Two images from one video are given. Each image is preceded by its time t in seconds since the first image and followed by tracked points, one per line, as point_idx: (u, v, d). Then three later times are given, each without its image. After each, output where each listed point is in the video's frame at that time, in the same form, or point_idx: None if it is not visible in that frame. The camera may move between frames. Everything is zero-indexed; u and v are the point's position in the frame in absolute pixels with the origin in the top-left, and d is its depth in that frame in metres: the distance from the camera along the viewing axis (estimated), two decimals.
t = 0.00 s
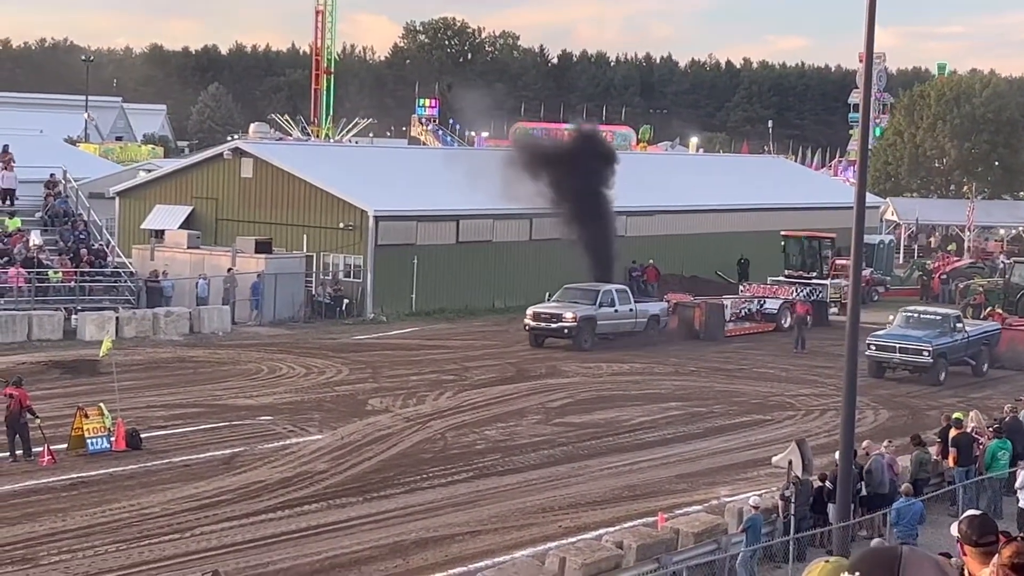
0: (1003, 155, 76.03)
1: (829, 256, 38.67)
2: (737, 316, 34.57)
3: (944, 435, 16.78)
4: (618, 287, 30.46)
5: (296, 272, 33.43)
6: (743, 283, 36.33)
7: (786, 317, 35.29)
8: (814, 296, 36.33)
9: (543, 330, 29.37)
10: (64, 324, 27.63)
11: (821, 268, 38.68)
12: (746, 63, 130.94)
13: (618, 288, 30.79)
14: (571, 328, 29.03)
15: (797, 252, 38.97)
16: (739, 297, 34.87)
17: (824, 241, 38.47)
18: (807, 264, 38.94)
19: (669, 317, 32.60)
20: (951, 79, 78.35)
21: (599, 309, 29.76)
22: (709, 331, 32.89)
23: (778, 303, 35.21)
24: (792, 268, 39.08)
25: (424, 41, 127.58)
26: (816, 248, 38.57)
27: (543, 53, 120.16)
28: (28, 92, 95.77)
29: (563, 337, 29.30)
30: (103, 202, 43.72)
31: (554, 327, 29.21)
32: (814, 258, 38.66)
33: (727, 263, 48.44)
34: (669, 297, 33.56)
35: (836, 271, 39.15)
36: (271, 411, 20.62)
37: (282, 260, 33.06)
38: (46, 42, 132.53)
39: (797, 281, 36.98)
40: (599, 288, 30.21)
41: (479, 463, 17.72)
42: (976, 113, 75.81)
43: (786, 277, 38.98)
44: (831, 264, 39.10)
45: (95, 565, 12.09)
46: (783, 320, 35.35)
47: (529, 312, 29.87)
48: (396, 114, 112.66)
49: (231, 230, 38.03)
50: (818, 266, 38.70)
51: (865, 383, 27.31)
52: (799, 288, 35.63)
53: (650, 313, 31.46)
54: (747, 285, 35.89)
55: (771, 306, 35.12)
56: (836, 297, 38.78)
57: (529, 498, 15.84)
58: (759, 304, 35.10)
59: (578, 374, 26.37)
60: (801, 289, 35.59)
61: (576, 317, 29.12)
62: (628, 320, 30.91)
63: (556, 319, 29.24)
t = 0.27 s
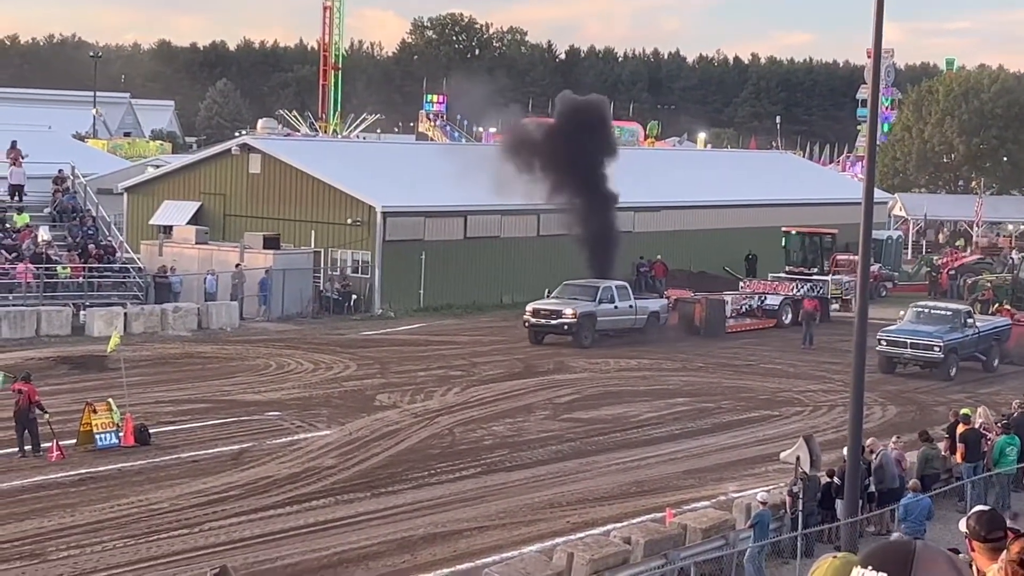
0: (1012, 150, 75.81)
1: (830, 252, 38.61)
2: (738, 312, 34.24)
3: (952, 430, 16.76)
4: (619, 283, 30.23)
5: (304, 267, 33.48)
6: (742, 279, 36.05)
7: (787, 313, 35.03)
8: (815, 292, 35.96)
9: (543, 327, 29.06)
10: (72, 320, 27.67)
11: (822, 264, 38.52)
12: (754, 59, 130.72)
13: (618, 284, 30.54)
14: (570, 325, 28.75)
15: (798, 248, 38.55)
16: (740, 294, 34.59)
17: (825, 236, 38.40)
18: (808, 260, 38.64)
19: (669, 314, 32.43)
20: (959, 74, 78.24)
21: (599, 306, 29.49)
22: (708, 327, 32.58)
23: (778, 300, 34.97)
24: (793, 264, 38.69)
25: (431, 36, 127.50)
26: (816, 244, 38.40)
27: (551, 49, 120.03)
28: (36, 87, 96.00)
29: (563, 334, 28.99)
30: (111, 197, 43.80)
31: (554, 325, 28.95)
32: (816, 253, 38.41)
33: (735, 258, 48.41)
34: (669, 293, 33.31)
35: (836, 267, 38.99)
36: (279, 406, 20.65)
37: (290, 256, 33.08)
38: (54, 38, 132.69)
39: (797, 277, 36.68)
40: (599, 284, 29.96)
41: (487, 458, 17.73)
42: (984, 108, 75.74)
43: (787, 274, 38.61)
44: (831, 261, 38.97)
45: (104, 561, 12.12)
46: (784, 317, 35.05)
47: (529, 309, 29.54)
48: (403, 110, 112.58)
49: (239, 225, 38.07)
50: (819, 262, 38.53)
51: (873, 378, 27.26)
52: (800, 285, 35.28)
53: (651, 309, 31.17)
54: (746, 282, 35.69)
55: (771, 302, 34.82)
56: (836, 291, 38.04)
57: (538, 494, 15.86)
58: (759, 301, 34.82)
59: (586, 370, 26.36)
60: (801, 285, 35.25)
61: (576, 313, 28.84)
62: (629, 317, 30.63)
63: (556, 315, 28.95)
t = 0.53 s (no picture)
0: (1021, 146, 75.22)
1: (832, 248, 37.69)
2: (739, 309, 33.95)
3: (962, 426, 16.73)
4: (619, 280, 29.87)
5: (314, 263, 33.52)
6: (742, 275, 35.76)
7: (788, 310, 34.93)
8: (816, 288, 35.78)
9: (544, 325, 28.73)
10: (82, 315, 27.74)
11: (823, 260, 37.72)
12: (765, 54, 130.48)
13: (619, 281, 30.18)
14: (572, 322, 28.42)
15: (799, 243, 37.53)
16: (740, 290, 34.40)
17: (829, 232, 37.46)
18: (809, 255, 37.72)
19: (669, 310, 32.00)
20: (970, 69, 77.92)
21: (601, 303, 29.15)
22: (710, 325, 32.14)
23: (780, 296, 34.82)
24: (794, 259, 37.75)
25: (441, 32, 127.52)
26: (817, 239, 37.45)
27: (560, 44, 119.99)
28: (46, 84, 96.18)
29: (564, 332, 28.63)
30: (121, 193, 43.89)
31: (554, 322, 28.60)
32: (818, 249, 37.45)
33: (744, 254, 48.35)
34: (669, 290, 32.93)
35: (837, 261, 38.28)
36: (289, 401, 20.68)
37: (300, 251, 33.11)
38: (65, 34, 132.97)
39: (799, 272, 36.39)
40: (601, 281, 29.63)
41: (497, 454, 17.73)
42: (994, 103, 75.24)
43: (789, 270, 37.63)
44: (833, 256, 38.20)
45: (115, 555, 12.14)
46: (786, 313, 34.94)
47: (529, 307, 29.22)
48: (413, 105, 112.67)
49: (249, 220, 38.12)
50: (821, 258, 37.72)
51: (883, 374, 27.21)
52: (801, 281, 35.11)
53: (651, 306, 30.80)
54: (746, 278, 35.41)
55: (772, 299, 34.65)
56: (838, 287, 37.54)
57: (548, 489, 15.87)
58: (760, 297, 34.61)
59: (595, 365, 26.35)
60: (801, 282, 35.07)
61: (578, 310, 28.49)
62: (630, 314, 30.26)
63: (558, 312, 28.61)
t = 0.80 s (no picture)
0: None
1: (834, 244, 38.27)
2: (740, 305, 33.53)
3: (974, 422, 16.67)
4: (620, 275, 29.31)
5: (326, 258, 33.58)
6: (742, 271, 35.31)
7: (789, 306, 34.51)
8: (817, 284, 35.49)
9: (545, 322, 28.24)
10: (94, 310, 27.81)
11: (826, 257, 38.35)
12: (776, 49, 130.09)
13: (621, 277, 29.62)
14: (574, 319, 27.90)
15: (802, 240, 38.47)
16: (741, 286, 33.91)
17: (829, 228, 38.09)
18: (812, 252, 38.48)
19: (669, 307, 31.84)
20: (982, 64, 77.58)
21: (602, 299, 28.59)
22: (710, 321, 31.99)
23: (780, 291, 34.39)
24: (796, 255, 38.66)
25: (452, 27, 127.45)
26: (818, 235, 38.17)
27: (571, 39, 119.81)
28: (58, 79, 96.38)
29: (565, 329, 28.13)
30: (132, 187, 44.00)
31: (555, 319, 28.04)
32: (819, 246, 38.24)
33: (755, 249, 48.31)
34: (670, 286, 32.52)
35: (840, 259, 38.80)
36: (300, 396, 20.71)
37: (311, 247, 33.13)
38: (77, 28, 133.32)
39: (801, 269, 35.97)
40: (603, 277, 29.06)
41: (508, 449, 17.74)
42: (1007, 98, 74.81)
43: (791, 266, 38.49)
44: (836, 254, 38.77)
45: (126, 551, 12.17)
46: (787, 309, 34.52)
47: (530, 303, 28.72)
48: (424, 100, 112.62)
49: (260, 216, 38.18)
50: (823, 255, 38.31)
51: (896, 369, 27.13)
52: (802, 276, 34.76)
53: (653, 302, 30.25)
54: (747, 273, 34.95)
55: (773, 295, 34.27)
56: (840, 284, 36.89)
57: (559, 484, 15.86)
58: (761, 293, 34.24)
59: (606, 360, 26.32)
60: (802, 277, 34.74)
61: (579, 307, 27.97)
62: (632, 310, 29.71)
63: (559, 309, 28.09)
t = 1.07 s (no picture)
0: None
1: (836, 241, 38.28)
2: (741, 303, 33.22)
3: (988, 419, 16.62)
4: (621, 274, 28.77)
5: (338, 254, 33.60)
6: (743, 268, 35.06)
7: (791, 304, 34.00)
8: (819, 281, 34.97)
9: (544, 321, 27.72)
10: (108, 306, 27.90)
11: (827, 253, 38.38)
12: (789, 45, 129.93)
13: (622, 275, 29.09)
14: (574, 319, 27.36)
15: (804, 236, 38.56)
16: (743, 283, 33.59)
17: (832, 224, 38.08)
18: (813, 249, 38.55)
19: (670, 305, 31.26)
20: (996, 60, 77.37)
21: (603, 298, 28.06)
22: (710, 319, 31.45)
23: (782, 289, 33.96)
24: (798, 252, 38.64)
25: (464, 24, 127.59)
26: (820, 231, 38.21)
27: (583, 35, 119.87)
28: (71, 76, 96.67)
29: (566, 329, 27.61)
30: (145, 184, 44.12)
31: (555, 318, 27.51)
32: (821, 243, 38.25)
33: (768, 245, 48.28)
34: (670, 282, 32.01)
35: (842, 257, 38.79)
36: (312, 393, 20.75)
37: (324, 243, 33.17)
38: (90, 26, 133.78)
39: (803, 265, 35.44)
40: (603, 276, 28.52)
41: (520, 446, 17.73)
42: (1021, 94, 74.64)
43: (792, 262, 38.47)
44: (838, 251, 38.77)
45: (140, 546, 12.20)
46: (790, 307, 34.03)
47: (529, 302, 28.20)
48: (437, 97, 112.74)
49: (272, 213, 38.22)
50: (824, 251, 38.31)
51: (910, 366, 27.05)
52: (803, 273, 34.29)
53: (654, 300, 29.77)
54: (748, 270, 34.63)
55: (774, 293, 33.84)
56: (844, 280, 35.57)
57: (571, 481, 15.86)
58: (763, 291, 33.86)
59: (618, 357, 26.30)
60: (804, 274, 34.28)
61: (579, 306, 27.41)
62: (632, 309, 29.19)
63: (559, 309, 27.55)
